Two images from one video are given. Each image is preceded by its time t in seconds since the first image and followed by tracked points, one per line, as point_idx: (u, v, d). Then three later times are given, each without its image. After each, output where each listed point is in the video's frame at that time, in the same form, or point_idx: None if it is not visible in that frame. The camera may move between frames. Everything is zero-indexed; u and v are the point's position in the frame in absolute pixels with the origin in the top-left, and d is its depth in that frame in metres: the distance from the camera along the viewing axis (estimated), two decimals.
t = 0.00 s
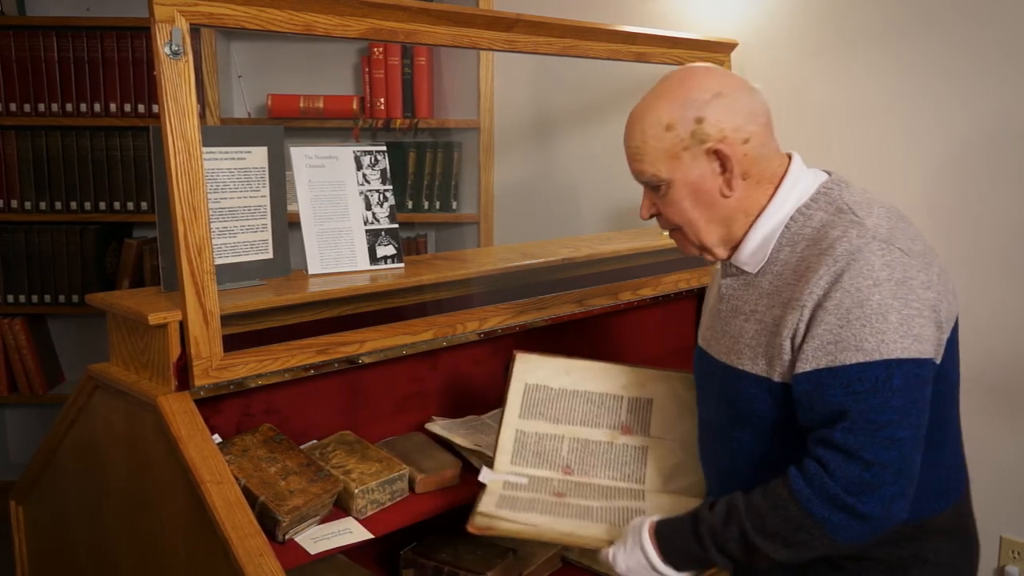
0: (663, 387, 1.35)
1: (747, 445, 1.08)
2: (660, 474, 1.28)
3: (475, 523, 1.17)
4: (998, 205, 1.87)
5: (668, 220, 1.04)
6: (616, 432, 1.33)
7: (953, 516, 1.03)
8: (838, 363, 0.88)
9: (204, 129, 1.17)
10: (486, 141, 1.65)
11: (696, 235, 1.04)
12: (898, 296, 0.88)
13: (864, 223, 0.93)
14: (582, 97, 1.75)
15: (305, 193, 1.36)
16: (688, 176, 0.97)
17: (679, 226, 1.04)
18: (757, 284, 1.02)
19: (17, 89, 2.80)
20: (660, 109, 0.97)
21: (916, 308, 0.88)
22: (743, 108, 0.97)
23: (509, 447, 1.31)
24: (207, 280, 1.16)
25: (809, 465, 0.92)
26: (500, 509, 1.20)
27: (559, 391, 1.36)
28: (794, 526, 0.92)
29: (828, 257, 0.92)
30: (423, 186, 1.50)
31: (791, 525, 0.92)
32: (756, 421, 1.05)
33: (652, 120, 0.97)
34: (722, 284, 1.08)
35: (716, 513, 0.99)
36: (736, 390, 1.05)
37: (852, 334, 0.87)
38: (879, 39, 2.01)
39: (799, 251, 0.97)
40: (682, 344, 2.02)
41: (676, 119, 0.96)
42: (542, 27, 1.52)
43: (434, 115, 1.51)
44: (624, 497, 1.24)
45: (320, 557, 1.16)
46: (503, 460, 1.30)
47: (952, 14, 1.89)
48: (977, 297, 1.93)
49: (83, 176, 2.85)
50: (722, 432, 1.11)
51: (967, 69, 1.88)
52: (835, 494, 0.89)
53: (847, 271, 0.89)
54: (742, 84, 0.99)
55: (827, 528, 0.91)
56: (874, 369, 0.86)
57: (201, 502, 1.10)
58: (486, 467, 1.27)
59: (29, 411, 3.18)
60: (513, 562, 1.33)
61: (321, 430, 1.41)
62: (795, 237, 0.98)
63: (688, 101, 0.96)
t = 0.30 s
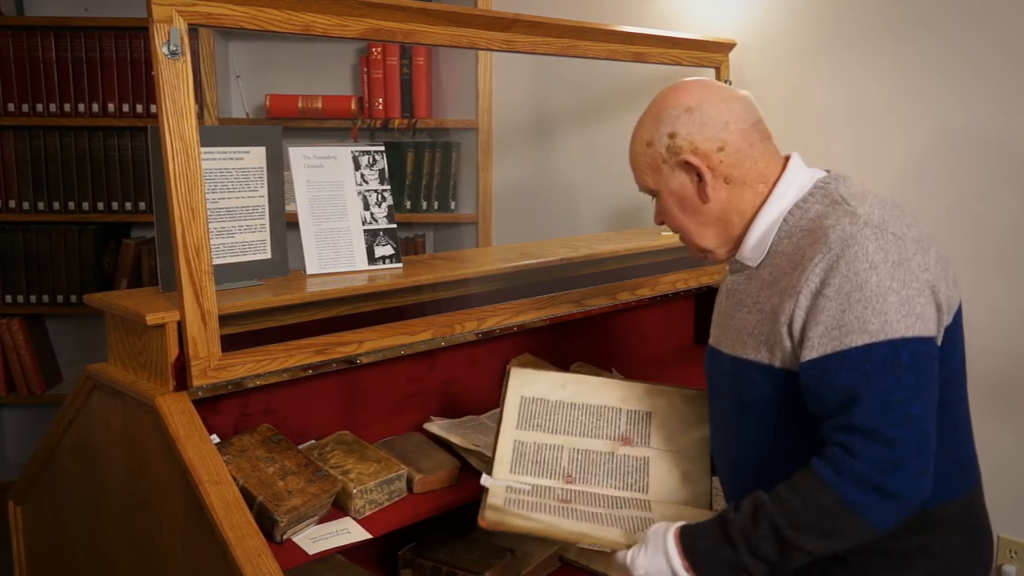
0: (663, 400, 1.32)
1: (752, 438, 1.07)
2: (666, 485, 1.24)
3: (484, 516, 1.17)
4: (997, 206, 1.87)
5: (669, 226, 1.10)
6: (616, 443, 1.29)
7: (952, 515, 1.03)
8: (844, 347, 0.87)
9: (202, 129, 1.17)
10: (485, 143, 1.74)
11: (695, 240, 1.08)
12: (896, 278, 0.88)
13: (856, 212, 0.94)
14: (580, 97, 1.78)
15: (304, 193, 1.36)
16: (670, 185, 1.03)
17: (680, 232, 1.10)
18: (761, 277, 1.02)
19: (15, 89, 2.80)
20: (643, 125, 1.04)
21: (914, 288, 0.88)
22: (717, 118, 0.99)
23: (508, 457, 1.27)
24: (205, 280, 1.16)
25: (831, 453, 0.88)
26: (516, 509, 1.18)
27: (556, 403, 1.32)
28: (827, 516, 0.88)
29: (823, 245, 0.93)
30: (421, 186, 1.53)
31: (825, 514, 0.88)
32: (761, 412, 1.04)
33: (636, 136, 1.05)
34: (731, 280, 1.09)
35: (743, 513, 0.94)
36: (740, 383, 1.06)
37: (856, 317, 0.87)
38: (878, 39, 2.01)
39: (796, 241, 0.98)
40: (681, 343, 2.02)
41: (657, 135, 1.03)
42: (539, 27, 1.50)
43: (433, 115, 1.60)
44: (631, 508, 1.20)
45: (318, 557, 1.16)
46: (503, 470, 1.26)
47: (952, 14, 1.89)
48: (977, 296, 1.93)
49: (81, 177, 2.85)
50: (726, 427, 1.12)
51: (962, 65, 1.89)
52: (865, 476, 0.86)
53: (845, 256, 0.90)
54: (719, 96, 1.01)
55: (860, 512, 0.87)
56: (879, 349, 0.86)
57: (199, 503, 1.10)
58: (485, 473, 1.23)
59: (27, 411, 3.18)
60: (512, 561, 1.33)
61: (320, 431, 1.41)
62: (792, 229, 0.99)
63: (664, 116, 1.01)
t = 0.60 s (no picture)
0: (689, 403, 1.29)
1: (753, 429, 1.07)
2: (684, 485, 1.21)
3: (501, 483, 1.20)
4: (997, 204, 1.87)
5: (682, 218, 1.11)
6: (640, 440, 1.27)
7: (951, 514, 1.03)
8: (848, 339, 0.87)
9: (200, 129, 1.18)
10: (483, 143, 1.58)
11: (705, 231, 1.09)
12: (901, 271, 0.88)
13: (862, 207, 0.94)
14: (579, 97, 1.73)
15: (301, 193, 1.36)
16: (683, 175, 1.05)
17: (691, 223, 1.10)
18: (769, 271, 1.02)
19: (12, 89, 2.79)
20: (660, 116, 1.06)
21: (919, 281, 0.88)
22: (733, 111, 1.01)
23: (530, 443, 1.29)
24: (202, 280, 1.16)
25: (838, 444, 0.89)
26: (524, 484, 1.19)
27: (584, 398, 1.33)
28: (833, 506, 0.89)
29: (827, 239, 0.93)
30: (418, 186, 1.47)
31: (831, 504, 0.89)
32: (765, 405, 1.04)
33: (652, 125, 1.07)
34: (740, 275, 1.10)
35: (749, 505, 0.95)
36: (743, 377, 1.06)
37: (860, 309, 0.87)
38: (875, 39, 2.02)
39: (802, 234, 0.98)
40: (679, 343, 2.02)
41: (673, 125, 1.05)
42: (537, 27, 1.54)
43: (430, 114, 1.47)
44: (645, 500, 1.18)
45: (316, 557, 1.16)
46: (524, 456, 1.27)
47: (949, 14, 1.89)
48: (977, 295, 1.94)
49: (78, 176, 2.85)
50: (731, 422, 1.11)
51: (961, 62, 1.89)
52: (871, 466, 0.87)
53: (848, 250, 0.90)
54: (736, 89, 1.02)
55: (866, 504, 0.88)
56: (885, 340, 0.86)
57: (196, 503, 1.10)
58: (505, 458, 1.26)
59: (24, 412, 3.18)
60: (510, 561, 1.32)
61: (317, 431, 1.40)
62: (800, 223, 1.00)
63: (680, 106, 1.03)
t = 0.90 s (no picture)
0: (720, 404, 1.34)
1: (775, 427, 1.08)
2: (707, 484, 1.23)
3: (521, 474, 1.24)
4: (998, 205, 1.88)
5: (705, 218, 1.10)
6: (667, 439, 1.32)
7: (953, 514, 1.02)
8: (854, 342, 0.88)
9: (197, 129, 1.18)
10: (480, 142, 1.61)
11: (729, 231, 1.08)
12: (911, 277, 0.88)
13: (881, 210, 0.94)
14: (577, 97, 1.77)
15: (297, 193, 1.36)
16: (710, 175, 1.04)
17: (714, 223, 1.09)
18: (788, 271, 1.03)
19: (8, 89, 2.79)
20: (689, 115, 1.05)
21: (930, 288, 0.88)
22: (761, 112, 1.01)
23: (560, 440, 1.35)
24: (199, 280, 1.16)
25: (829, 446, 0.91)
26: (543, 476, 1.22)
27: (616, 398, 1.41)
28: (819, 506, 0.90)
29: (843, 242, 0.93)
30: (415, 186, 1.48)
31: (818, 505, 0.90)
32: (785, 403, 1.05)
33: (680, 124, 1.05)
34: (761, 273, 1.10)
35: (743, 501, 0.97)
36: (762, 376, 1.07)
37: (867, 313, 0.87)
38: (873, 39, 2.02)
39: (821, 238, 0.98)
40: (677, 343, 2.02)
41: (700, 124, 1.04)
42: (534, 27, 1.53)
43: (428, 115, 1.49)
44: (667, 494, 1.21)
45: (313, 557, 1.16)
46: (555, 453, 1.33)
47: (948, 14, 1.90)
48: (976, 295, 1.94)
49: (74, 177, 2.84)
50: (757, 422, 1.12)
51: (964, 64, 1.89)
52: (857, 470, 0.88)
53: (860, 254, 0.90)
54: (765, 91, 1.02)
55: (852, 506, 0.89)
56: (888, 345, 0.86)
57: (193, 504, 1.10)
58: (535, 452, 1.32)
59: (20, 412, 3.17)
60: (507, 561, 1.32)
61: (313, 432, 1.40)
62: (821, 227, 0.99)
63: (709, 107, 1.03)
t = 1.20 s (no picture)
0: (762, 409, 1.36)
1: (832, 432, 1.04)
2: (746, 487, 1.25)
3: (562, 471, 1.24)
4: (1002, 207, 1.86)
5: (758, 211, 1.04)
6: (706, 443, 1.34)
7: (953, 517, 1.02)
8: (904, 349, 0.85)
9: (193, 129, 1.18)
10: (478, 142, 1.68)
11: (783, 228, 1.02)
12: (966, 288, 0.85)
13: (942, 215, 0.90)
14: (575, 98, 1.79)
15: (294, 192, 1.35)
16: (774, 167, 0.98)
17: (768, 218, 1.03)
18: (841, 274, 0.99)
19: (5, 89, 2.79)
20: (757, 103, 0.98)
21: (983, 299, 0.85)
22: (833, 109, 0.95)
23: (603, 441, 1.37)
24: (196, 280, 1.16)
25: (865, 453, 0.89)
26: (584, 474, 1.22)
27: (658, 402, 1.43)
28: (850, 511, 0.89)
29: (897, 245, 0.90)
30: (412, 186, 1.51)
31: (849, 510, 0.89)
32: (845, 408, 1.01)
33: (746, 112, 0.99)
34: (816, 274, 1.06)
35: (776, 502, 0.96)
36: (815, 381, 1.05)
37: (917, 321, 0.85)
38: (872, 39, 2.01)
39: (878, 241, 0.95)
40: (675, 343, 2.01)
41: (767, 115, 0.97)
42: (531, 27, 1.52)
43: (424, 115, 1.56)
44: (706, 496, 1.23)
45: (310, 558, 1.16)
46: (597, 453, 1.35)
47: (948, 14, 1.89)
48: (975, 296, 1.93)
49: (71, 176, 2.84)
50: (814, 429, 1.08)
51: (960, 62, 1.67)
52: (887, 477, 0.87)
53: (914, 260, 0.87)
54: (840, 89, 0.97)
55: (882, 513, 0.88)
56: (934, 356, 0.83)
57: (190, 505, 1.10)
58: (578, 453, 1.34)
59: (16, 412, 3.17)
60: (504, 562, 1.31)
61: (310, 432, 1.39)
62: (882, 231, 0.94)
63: (780, 97, 0.96)
